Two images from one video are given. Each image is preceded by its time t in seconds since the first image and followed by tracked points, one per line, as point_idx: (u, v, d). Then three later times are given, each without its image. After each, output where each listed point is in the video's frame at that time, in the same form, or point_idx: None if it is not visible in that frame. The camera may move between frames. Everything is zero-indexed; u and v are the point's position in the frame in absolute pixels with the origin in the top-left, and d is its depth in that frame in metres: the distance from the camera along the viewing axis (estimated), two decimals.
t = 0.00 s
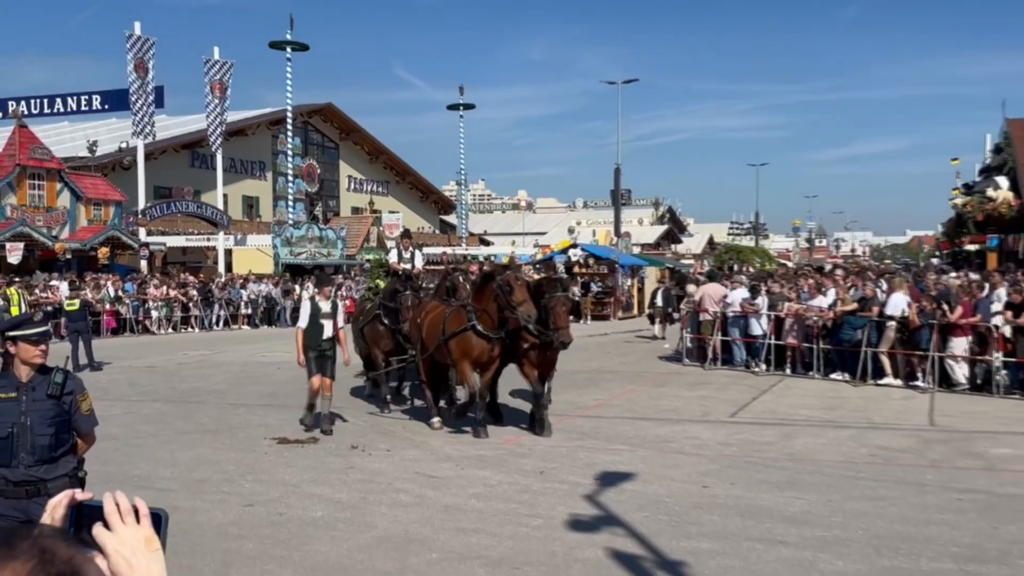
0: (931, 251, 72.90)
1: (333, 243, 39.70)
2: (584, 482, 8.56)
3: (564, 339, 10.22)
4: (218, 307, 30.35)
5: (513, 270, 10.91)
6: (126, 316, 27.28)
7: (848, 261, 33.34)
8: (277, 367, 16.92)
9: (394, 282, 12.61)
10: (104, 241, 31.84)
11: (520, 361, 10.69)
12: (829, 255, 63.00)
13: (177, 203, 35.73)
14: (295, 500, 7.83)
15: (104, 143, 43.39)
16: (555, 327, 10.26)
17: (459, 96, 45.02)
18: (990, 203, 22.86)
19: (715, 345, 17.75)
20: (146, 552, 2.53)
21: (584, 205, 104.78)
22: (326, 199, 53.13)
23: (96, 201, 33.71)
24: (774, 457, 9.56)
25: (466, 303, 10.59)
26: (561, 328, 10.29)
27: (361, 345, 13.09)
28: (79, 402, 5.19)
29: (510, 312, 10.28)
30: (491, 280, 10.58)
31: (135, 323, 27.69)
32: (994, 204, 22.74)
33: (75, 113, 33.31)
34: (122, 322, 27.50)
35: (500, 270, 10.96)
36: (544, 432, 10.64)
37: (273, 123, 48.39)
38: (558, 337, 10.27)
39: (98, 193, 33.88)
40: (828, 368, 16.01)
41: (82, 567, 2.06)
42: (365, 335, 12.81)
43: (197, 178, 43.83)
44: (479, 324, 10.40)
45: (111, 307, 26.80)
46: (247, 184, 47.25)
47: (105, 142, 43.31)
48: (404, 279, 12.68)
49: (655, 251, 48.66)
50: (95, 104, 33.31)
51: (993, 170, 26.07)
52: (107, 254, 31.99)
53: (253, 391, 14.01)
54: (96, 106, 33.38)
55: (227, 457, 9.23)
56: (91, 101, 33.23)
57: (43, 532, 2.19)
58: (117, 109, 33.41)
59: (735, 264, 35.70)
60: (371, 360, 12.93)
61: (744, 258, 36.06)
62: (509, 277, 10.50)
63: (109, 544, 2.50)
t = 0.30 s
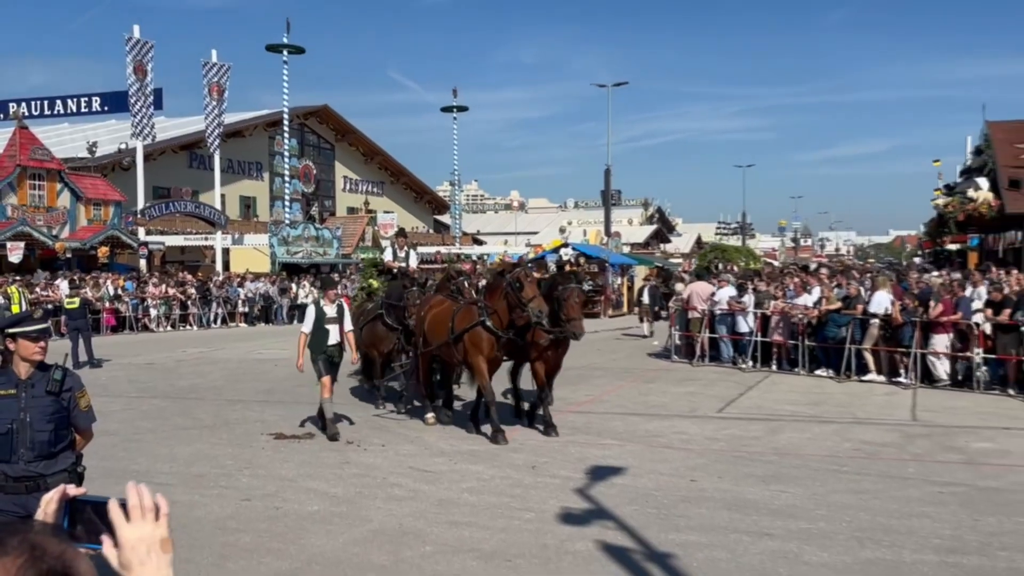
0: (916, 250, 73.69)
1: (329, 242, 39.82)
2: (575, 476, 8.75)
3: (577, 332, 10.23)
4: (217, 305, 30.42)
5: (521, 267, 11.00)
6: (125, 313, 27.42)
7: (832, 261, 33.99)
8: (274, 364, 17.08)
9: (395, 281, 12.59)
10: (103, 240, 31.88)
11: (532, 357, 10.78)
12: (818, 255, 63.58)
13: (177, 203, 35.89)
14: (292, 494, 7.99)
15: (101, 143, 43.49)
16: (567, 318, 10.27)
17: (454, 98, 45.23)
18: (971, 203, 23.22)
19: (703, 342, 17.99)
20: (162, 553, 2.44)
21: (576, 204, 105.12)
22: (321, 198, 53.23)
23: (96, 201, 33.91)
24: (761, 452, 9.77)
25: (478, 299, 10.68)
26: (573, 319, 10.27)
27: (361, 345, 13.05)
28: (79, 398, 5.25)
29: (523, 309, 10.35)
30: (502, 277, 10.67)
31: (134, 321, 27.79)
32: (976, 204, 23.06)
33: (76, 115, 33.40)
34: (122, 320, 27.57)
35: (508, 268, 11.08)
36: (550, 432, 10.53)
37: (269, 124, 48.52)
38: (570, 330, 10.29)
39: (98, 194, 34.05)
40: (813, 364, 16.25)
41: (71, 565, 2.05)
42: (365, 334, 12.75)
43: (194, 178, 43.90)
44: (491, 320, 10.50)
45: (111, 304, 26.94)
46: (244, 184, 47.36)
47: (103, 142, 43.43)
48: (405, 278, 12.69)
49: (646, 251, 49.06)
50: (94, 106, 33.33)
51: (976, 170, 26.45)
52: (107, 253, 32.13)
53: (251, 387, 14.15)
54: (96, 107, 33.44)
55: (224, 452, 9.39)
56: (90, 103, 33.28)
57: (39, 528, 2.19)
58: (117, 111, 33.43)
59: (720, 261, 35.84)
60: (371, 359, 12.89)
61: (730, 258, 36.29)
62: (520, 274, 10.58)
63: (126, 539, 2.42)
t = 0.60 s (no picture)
0: (903, 249, 74.08)
1: (320, 242, 39.77)
2: (565, 475, 8.78)
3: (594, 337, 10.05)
4: (208, 304, 30.36)
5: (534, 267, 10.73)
6: (117, 313, 27.34)
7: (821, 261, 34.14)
8: (264, 363, 17.05)
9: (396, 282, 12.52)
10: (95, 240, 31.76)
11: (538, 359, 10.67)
12: (807, 255, 63.83)
13: (169, 202, 35.76)
14: (283, 493, 8.00)
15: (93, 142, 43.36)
16: (586, 324, 10.15)
17: (445, 98, 45.22)
18: (958, 203, 23.37)
19: (693, 341, 18.09)
20: (134, 555, 2.51)
21: (566, 204, 105.33)
22: (313, 198, 53.17)
23: (87, 199, 34.05)
24: (750, 450, 9.82)
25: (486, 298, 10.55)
26: (591, 326, 10.20)
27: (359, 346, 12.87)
28: (69, 397, 5.26)
29: (534, 312, 10.16)
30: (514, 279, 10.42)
31: (126, 320, 27.72)
32: (962, 204, 23.14)
33: (67, 114, 33.28)
34: (113, 319, 27.49)
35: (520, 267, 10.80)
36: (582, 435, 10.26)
37: (260, 124, 48.44)
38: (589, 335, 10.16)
39: (88, 192, 34.17)
40: (802, 363, 16.32)
41: (63, 563, 2.09)
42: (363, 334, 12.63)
43: (186, 178, 43.82)
44: (498, 321, 10.33)
45: (102, 304, 26.85)
46: (235, 184, 47.29)
47: (94, 142, 43.29)
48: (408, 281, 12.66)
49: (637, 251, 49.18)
50: (86, 105, 33.22)
51: (964, 171, 26.61)
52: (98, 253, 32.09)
53: (242, 386, 14.12)
54: (87, 107, 33.35)
55: (216, 451, 9.39)
56: (82, 102, 33.13)
57: (29, 528, 2.21)
58: (108, 110, 33.32)
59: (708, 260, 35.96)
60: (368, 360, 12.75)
61: (716, 257, 36.30)
62: (534, 276, 10.36)
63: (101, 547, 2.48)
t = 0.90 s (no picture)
0: (891, 250, 74.44)
1: (310, 241, 39.68)
2: (556, 475, 8.77)
3: (613, 330, 9.82)
4: (197, 304, 30.27)
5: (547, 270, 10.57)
6: (105, 313, 27.24)
7: (810, 261, 34.30)
8: (253, 363, 17.02)
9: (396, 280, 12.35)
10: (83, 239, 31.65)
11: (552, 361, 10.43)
12: (796, 255, 64.08)
13: (158, 202, 35.60)
14: (272, 494, 7.97)
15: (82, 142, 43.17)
16: (605, 316, 9.91)
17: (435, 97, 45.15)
18: (947, 203, 23.50)
19: (682, 341, 18.14)
20: (107, 549, 2.47)
21: (556, 203, 105.47)
22: (302, 198, 53.04)
23: (75, 199, 34.07)
24: (739, 450, 9.85)
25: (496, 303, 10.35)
26: (609, 317, 9.92)
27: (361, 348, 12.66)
28: (58, 397, 5.21)
29: (546, 313, 9.90)
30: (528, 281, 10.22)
31: (114, 320, 27.64)
32: (950, 205, 23.23)
33: (55, 113, 33.11)
34: (101, 319, 27.39)
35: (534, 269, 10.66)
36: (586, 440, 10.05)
37: (249, 123, 48.32)
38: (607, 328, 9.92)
39: (76, 192, 34.15)
40: (791, 363, 16.36)
41: (50, 563, 2.07)
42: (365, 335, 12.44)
43: (175, 177, 43.70)
44: (509, 325, 10.09)
45: (90, 304, 26.74)
46: (224, 183, 47.17)
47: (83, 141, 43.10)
48: (409, 278, 12.48)
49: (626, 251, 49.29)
50: (74, 105, 33.08)
51: (951, 172, 26.74)
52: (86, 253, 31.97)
53: (231, 386, 14.07)
54: (75, 106, 33.22)
55: (204, 452, 9.36)
56: (70, 101, 32.98)
57: (21, 529, 2.19)
58: (97, 110, 33.19)
59: (695, 260, 36.07)
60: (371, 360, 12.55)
61: (703, 257, 36.35)
62: (546, 275, 10.13)
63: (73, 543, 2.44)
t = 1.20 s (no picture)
0: (878, 250, 74.80)
1: (299, 242, 39.61)
2: (544, 475, 8.78)
3: (633, 337, 9.87)
4: (185, 305, 30.18)
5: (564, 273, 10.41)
6: (91, 313, 27.12)
7: (798, 262, 34.44)
8: (241, 364, 16.96)
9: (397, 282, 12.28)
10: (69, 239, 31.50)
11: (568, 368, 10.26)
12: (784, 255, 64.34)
13: (145, 202, 35.46)
14: (259, 495, 7.95)
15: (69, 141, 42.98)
16: (626, 324, 9.89)
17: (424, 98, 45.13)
18: (934, 204, 23.64)
19: (671, 341, 18.20)
20: (104, 557, 2.47)
21: (545, 203, 105.62)
22: (291, 198, 52.93)
23: (61, 199, 33.96)
24: (727, 450, 9.86)
25: (511, 303, 10.09)
26: (631, 325, 9.92)
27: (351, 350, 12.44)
28: (42, 399, 5.17)
29: (569, 318, 9.79)
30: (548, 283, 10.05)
31: (101, 320, 27.53)
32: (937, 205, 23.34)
33: (42, 112, 32.95)
34: (88, 319, 27.28)
35: (550, 270, 10.50)
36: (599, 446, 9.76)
37: (238, 123, 48.20)
38: (627, 335, 9.92)
39: (63, 192, 34.10)
40: (778, 363, 16.43)
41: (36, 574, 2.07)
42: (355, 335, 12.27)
43: (163, 178, 43.57)
44: (526, 326, 9.89)
45: (77, 304, 26.64)
46: (212, 183, 47.03)
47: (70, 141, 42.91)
48: (411, 279, 12.45)
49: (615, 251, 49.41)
50: (61, 104, 32.96)
51: (937, 173, 26.90)
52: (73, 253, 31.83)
53: (218, 387, 14.02)
54: (62, 105, 33.08)
55: (191, 453, 9.33)
56: (56, 101, 32.86)
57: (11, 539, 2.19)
58: (83, 109, 33.06)
59: (681, 261, 36.16)
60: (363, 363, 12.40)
61: (689, 257, 36.42)
62: (569, 279, 10.01)
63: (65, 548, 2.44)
